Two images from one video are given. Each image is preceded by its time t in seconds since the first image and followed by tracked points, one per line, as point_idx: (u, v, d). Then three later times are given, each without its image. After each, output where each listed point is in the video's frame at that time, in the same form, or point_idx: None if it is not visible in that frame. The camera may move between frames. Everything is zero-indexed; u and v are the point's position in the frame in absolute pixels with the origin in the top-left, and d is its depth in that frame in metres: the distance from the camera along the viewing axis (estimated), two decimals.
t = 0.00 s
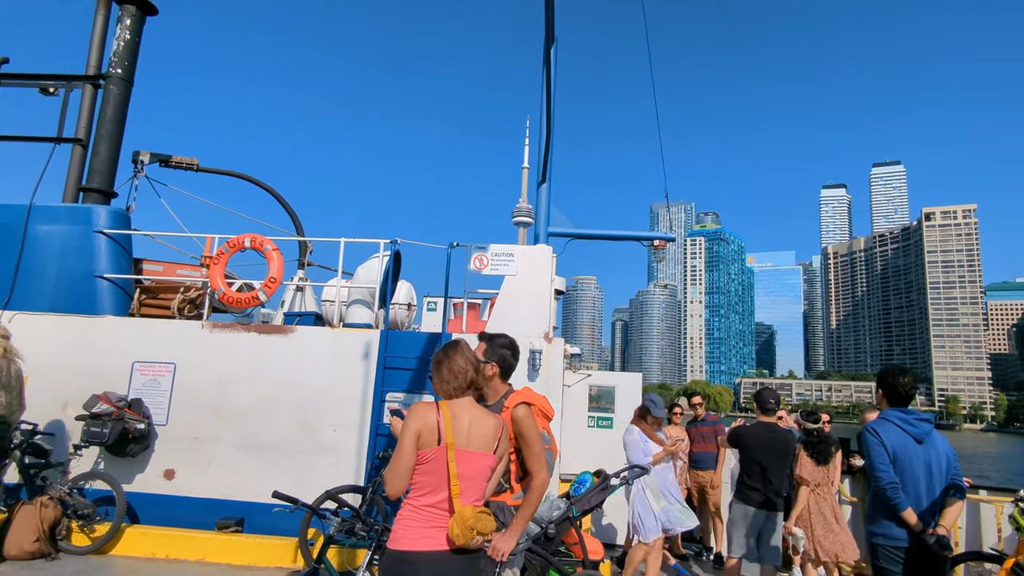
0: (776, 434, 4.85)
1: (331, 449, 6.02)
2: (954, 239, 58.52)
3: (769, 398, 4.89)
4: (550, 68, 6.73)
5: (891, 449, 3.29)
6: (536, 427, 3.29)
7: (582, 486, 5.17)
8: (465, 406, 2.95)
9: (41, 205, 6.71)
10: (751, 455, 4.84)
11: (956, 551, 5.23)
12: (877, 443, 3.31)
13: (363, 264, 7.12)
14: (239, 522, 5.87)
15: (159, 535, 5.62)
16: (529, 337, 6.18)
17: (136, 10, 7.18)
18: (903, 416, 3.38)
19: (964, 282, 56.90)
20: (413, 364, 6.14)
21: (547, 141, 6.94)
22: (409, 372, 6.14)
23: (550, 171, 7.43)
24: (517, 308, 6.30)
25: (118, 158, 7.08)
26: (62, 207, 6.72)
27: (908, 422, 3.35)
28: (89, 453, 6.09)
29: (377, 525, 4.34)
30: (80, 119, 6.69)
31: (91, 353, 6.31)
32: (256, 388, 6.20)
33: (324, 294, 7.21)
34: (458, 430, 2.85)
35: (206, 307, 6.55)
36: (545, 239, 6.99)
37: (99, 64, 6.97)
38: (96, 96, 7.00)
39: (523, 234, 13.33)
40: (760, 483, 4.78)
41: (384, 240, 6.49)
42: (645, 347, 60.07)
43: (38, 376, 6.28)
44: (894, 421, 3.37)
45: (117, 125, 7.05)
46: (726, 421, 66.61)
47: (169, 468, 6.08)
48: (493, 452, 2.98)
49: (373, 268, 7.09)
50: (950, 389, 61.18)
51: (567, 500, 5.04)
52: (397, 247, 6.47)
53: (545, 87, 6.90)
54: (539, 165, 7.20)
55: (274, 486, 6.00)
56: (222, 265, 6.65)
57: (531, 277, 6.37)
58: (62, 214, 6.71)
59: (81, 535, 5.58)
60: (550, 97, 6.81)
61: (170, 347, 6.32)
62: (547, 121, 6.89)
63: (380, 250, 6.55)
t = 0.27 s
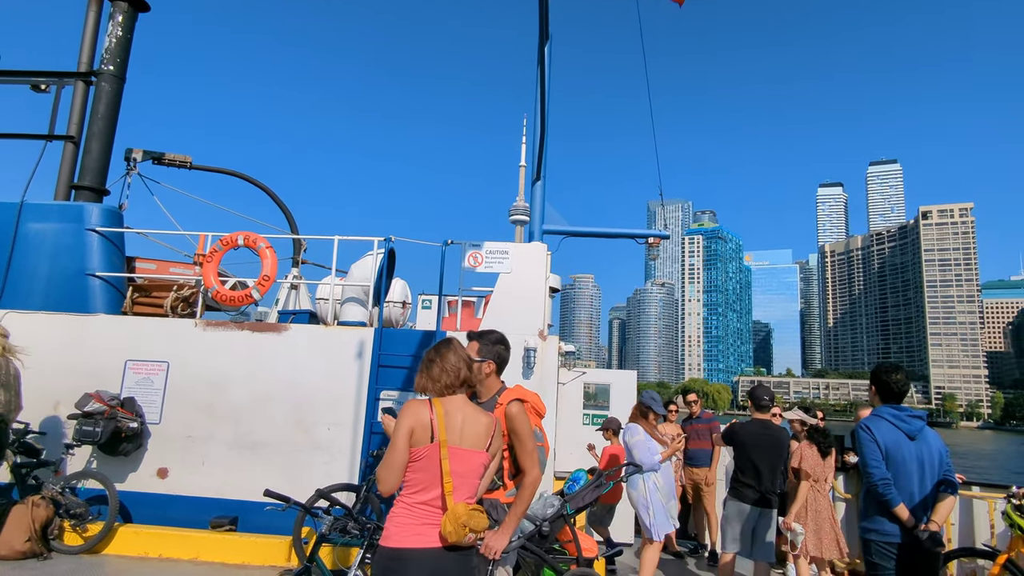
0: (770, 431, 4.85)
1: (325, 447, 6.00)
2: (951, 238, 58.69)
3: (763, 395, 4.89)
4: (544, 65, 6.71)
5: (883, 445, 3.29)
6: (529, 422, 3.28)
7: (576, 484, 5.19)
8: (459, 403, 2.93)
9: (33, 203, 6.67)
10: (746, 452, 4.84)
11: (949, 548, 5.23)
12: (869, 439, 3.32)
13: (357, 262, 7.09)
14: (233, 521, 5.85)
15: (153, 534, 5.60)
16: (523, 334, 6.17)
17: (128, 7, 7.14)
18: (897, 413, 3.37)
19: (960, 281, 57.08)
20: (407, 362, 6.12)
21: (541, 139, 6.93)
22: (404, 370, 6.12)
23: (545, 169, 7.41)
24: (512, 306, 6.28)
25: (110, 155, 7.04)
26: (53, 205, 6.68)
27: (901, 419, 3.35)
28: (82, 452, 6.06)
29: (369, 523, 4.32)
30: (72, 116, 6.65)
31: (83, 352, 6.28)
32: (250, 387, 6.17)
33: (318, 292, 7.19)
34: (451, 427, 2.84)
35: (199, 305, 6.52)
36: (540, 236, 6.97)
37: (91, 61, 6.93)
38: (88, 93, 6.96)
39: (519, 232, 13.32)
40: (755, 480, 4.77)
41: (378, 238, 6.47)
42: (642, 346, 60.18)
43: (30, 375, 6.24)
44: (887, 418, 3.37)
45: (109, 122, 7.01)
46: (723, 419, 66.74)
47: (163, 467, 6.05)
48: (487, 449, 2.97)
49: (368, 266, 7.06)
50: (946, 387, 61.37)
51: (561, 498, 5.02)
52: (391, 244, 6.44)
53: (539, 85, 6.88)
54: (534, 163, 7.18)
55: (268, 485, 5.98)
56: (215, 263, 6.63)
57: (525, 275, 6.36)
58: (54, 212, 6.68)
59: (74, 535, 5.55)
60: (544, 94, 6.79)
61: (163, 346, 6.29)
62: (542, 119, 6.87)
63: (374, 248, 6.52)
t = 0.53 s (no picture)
0: (758, 425, 4.88)
1: (314, 444, 5.97)
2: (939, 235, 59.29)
3: (750, 389, 4.92)
4: (533, 60, 6.70)
5: (869, 439, 3.31)
6: (519, 418, 3.32)
7: (565, 479, 5.19)
8: (448, 399, 2.91)
9: (15, 198, 6.58)
10: (733, 446, 4.87)
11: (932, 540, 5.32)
12: (855, 433, 3.33)
13: (346, 258, 7.06)
14: (221, 518, 5.81)
15: (139, 532, 5.55)
16: (513, 330, 6.16)
17: None
18: (882, 407, 3.39)
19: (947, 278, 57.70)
20: (396, 359, 6.09)
21: (531, 134, 6.91)
22: (393, 366, 6.09)
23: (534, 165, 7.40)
24: (502, 302, 6.27)
25: (94, 150, 6.96)
26: (36, 200, 6.60)
27: (886, 413, 3.37)
28: (66, 450, 5.99)
29: (357, 520, 4.31)
30: (54, 110, 6.56)
31: (67, 349, 6.20)
32: (237, 384, 6.13)
33: (307, 288, 7.15)
34: (440, 423, 2.82)
35: (185, 302, 6.46)
36: (529, 232, 6.96)
37: (74, 54, 6.83)
38: (71, 87, 6.87)
39: (510, 229, 13.30)
40: (743, 474, 4.80)
41: (366, 234, 6.44)
42: (634, 342, 60.40)
43: (13, 373, 6.17)
44: (872, 412, 3.39)
45: (93, 117, 6.92)
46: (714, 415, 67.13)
47: (149, 464, 6.00)
48: (475, 445, 2.96)
49: (356, 262, 7.03)
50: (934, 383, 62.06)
51: (549, 493, 5.03)
52: (380, 240, 6.41)
53: (528, 81, 6.87)
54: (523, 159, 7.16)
55: (256, 482, 5.94)
56: (201, 259, 6.56)
57: (515, 271, 6.35)
58: (37, 207, 6.59)
59: (58, 533, 5.49)
60: (533, 90, 6.77)
61: (149, 342, 6.23)
62: (530, 114, 6.85)
63: (362, 244, 6.49)
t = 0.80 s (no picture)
0: (740, 416, 4.93)
1: (297, 439, 5.93)
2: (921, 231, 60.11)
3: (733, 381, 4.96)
4: (518, 53, 6.66)
5: (849, 431, 3.34)
6: (503, 410, 3.31)
7: (550, 472, 5.17)
8: (431, 392, 2.89)
9: None
10: (715, 437, 4.91)
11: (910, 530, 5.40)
12: (836, 425, 3.37)
13: (329, 251, 7.00)
14: (203, 514, 5.75)
15: (120, 529, 5.48)
16: (498, 324, 6.15)
17: None
18: (862, 398, 3.43)
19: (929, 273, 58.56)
20: (381, 353, 6.06)
21: (516, 128, 6.88)
22: (378, 360, 6.05)
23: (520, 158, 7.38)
24: (487, 296, 6.25)
25: (71, 141, 6.82)
26: (12, 192, 6.46)
27: (866, 404, 3.41)
28: (44, 446, 5.89)
29: (339, 514, 4.29)
30: (29, 100, 6.41)
31: (45, 344, 6.09)
32: (219, 378, 6.06)
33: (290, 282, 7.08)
34: (422, 416, 2.79)
35: (166, 295, 6.37)
36: (515, 226, 6.94)
37: (49, 43, 6.68)
38: (46, 76, 6.72)
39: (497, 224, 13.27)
40: (726, 465, 4.84)
41: (350, 227, 6.38)
42: (622, 337, 60.68)
43: None
44: (852, 403, 3.42)
45: (70, 107, 6.78)
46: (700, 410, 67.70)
47: (130, 460, 5.92)
48: (458, 437, 2.94)
49: (340, 255, 6.97)
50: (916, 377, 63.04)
51: (535, 486, 5.03)
52: (364, 234, 6.36)
53: (514, 74, 6.83)
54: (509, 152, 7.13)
55: (239, 478, 5.88)
56: (182, 252, 6.47)
57: (500, 264, 6.33)
58: (12, 199, 6.46)
59: (36, 531, 5.41)
60: (519, 83, 6.74)
61: (129, 337, 6.14)
62: (516, 107, 6.83)
63: (346, 237, 6.44)
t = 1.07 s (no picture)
0: (723, 410, 4.99)
1: (281, 434, 5.88)
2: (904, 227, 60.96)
3: (716, 374, 5.01)
4: (504, 46, 6.63)
5: (828, 423, 3.39)
6: (487, 402, 3.33)
7: (535, 466, 5.19)
8: (413, 386, 2.85)
9: None
10: (697, 431, 4.96)
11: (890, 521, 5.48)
12: (815, 417, 3.41)
13: (313, 245, 6.93)
14: (185, 510, 5.70)
15: (100, 526, 5.41)
16: (483, 318, 6.14)
17: None
18: (841, 390, 3.47)
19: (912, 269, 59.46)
20: (366, 347, 6.02)
21: (501, 122, 6.86)
22: (362, 355, 6.02)
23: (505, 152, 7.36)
24: (472, 290, 6.23)
25: (48, 132, 6.69)
26: None
27: (845, 397, 3.45)
28: (22, 443, 5.80)
29: (321, 509, 4.27)
30: (3, 90, 6.28)
31: (22, 339, 5.98)
32: (201, 374, 5.99)
33: (274, 276, 7.02)
34: (404, 410, 2.76)
35: (146, 290, 6.28)
36: (500, 220, 6.93)
37: (24, 31, 6.54)
38: (21, 65, 6.58)
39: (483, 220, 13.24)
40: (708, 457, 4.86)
41: (334, 221, 6.33)
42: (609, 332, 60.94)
43: None
44: (832, 395, 3.47)
45: (46, 97, 6.65)
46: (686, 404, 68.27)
47: (110, 457, 5.84)
48: (440, 432, 2.91)
49: (324, 249, 6.91)
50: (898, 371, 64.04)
51: (520, 479, 5.03)
52: (348, 227, 6.31)
53: (499, 67, 6.80)
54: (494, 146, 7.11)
55: (222, 473, 5.83)
56: (163, 246, 6.38)
57: (485, 258, 6.32)
58: None
59: (14, 529, 5.32)
60: (504, 76, 6.71)
61: (109, 331, 6.05)
62: (501, 101, 6.79)
63: (330, 231, 6.39)
